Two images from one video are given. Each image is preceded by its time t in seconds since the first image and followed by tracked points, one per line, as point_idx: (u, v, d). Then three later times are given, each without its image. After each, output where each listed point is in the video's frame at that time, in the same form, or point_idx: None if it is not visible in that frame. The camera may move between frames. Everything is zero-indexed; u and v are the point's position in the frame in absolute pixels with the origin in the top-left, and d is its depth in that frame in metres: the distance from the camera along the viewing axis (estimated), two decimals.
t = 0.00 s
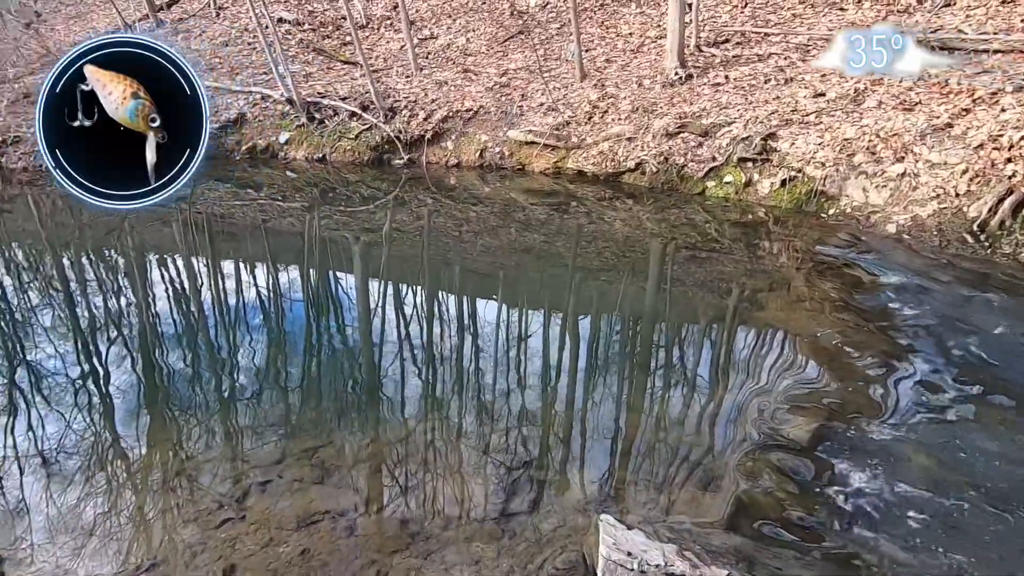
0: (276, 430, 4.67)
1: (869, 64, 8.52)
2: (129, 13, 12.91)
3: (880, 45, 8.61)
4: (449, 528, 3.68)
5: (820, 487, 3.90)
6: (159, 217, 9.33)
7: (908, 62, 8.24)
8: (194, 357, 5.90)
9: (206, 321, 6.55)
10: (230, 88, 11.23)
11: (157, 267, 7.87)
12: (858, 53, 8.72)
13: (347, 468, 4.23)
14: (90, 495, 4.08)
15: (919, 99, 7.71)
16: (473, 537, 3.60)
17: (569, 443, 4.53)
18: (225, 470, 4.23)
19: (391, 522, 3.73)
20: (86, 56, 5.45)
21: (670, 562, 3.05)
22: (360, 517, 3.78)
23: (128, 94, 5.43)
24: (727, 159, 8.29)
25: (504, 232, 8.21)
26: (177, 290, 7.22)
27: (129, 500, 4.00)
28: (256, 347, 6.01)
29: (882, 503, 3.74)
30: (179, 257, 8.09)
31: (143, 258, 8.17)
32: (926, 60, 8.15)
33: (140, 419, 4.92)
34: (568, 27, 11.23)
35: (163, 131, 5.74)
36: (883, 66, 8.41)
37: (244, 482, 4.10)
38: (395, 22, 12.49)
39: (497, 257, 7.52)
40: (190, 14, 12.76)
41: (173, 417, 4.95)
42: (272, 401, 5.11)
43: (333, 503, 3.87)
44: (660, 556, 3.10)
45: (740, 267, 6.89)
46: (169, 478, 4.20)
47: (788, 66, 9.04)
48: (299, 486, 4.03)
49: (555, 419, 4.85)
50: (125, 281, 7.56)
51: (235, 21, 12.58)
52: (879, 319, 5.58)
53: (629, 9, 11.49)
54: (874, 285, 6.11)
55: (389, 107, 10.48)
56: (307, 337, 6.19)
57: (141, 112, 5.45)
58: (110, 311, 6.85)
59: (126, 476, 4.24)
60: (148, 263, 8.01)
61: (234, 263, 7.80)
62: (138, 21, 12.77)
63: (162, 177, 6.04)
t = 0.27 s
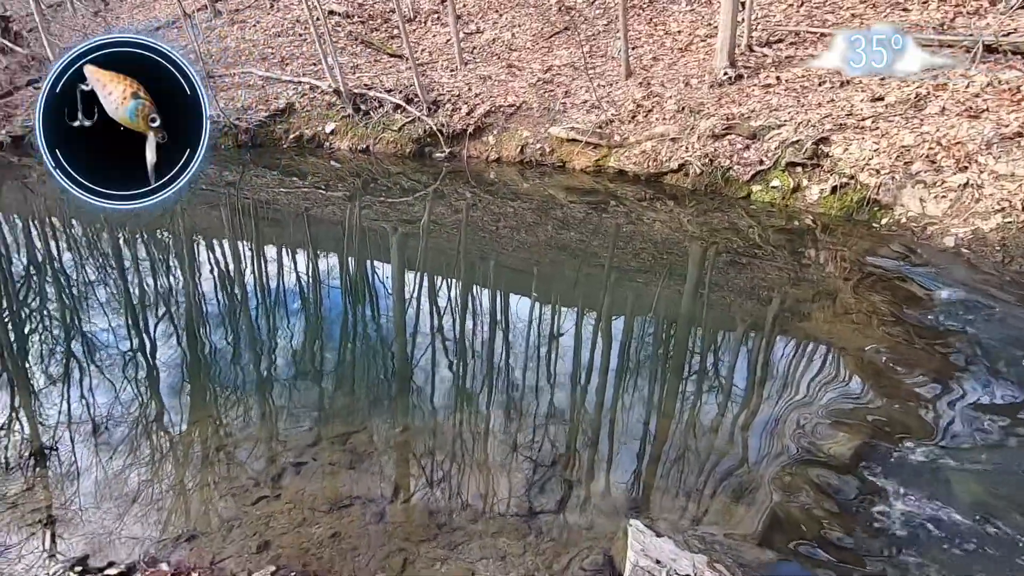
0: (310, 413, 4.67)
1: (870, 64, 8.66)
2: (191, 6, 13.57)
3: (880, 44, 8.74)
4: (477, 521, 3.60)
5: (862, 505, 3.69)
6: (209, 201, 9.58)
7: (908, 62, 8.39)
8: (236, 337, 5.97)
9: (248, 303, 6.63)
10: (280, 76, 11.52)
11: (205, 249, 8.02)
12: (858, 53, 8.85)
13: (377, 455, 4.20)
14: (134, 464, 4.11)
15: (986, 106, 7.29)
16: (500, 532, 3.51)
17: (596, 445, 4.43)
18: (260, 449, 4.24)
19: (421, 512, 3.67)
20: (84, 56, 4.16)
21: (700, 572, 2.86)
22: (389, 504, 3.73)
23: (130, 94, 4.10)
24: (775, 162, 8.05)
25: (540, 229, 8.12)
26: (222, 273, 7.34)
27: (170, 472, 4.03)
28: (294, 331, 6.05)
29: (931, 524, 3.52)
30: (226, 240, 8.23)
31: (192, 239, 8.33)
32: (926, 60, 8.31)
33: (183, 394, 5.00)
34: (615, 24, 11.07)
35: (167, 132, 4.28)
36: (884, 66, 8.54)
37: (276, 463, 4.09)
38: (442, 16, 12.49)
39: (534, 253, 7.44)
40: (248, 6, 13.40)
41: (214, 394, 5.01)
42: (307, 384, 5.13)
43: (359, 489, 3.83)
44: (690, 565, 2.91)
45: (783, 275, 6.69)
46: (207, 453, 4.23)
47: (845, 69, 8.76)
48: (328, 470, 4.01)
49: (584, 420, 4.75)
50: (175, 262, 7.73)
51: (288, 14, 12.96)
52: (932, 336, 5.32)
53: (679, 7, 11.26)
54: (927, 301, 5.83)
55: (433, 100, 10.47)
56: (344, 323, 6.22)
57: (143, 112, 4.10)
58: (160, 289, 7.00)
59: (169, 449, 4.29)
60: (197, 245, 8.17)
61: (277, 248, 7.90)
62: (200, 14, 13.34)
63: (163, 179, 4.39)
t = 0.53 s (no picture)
0: (330, 401, 4.67)
1: (870, 64, 8.74)
2: None
3: (880, 45, 8.82)
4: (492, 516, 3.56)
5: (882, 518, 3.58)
6: (240, 188, 9.70)
7: (908, 62, 8.46)
8: (262, 322, 6.00)
9: (274, 289, 6.66)
10: (313, 68, 11.57)
11: (235, 235, 8.10)
12: (859, 52, 8.93)
13: (395, 445, 4.18)
14: (161, 442, 4.16)
15: None
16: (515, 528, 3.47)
17: (613, 446, 4.36)
18: (282, 433, 4.25)
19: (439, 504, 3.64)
20: (85, 52, 3.05)
21: None
22: (407, 493, 3.70)
23: (131, 94, 3.10)
24: (808, 165, 7.88)
25: (565, 226, 8.03)
26: (251, 259, 7.40)
27: (195, 451, 4.08)
28: (318, 318, 6.07)
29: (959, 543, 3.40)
30: (256, 227, 8.29)
31: (222, 226, 8.42)
32: (926, 60, 8.39)
33: (210, 377, 5.05)
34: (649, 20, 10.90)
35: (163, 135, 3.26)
36: (884, 66, 8.63)
37: (296, 447, 4.09)
38: (474, 10, 12.41)
39: (558, 250, 7.37)
40: None
41: (239, 379, 5.04)
42: (329, 372, 5.14)
43: (376, 477, 3.81)
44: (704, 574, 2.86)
45: (812, 280, 6.53)
46: (230, 436, 4.25)
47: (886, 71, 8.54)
48: (347, 457, 4.00)
49: (603, 419, 4.68)
50: (205, 247, 7.81)
51: (322, 5, 13.01)
52: (968, 348, 5.14)
53: (714, 4, 11.05)
54: (963, 313, 5.64)
55: (462, 94, 10.42)
56: (367, 313, 6.21)
57: (141, 112, 3.11)
58: (190, 273, 7.07)
59: (195, 429, 4.33)
60: (228, 231, 8.26)
61: (303, 237, 7.93)
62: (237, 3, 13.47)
63: (162, 179, 3.29)
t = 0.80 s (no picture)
0: (341, 390, 4.67)
1: (870, 64, 8.69)
2: None
3: (880, 46, 8.78)
4: (497, 509, 3.53)
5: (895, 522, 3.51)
6: (254, 178, 9.72)
7: (908, 62, 8.40)
8: (274, 310, 6.01)
9: (288, 278, 6.66)
10: (329, 59, 11.57)
11: (249, 224, 8.12)
12: (858, 52, 8.88)
13: (403, 435, 4.16)
14: (175, 427, 4.14)
15: None
16: (521, 522, 3.43)
17: (621, 442, 4.32)
18: (292, 422, 4.25)
19: (447, 495, 3.61)
20: (85, 53, 3.31)
21: None
22: (413, 484, 3.68)
23: (131, 93, 3.29)
24: (826, 163, 7.76)
25: (577, 222, 7.98)
26: (265, 248, 7.41)
27: (208, 438, 4.06)
28: (330, 308, 6.07)
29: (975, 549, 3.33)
30: (270, 217, 8.31)
31: (238, 215, 8.43)
32: (925, 60, 8.33)
33: (223, 363, 5.06)
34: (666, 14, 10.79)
35: (167, 136, 3.40)
36: (883, 66, 8.58)
37: (306, 436, 4.08)
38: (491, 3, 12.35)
39: (570, 245, 7.32)
40: None
41: (252, 367, 5.04)
42: (340, 361, 5.13)
43: (384, 468, 3.79)
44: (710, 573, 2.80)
45: (827, 281, 6.44)
46: (241, 422, 4.25)
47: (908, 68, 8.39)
48: (355, 447, 3.99)
49: (611, 416, 4.64)
50: (221, 236, 7.83)
51: None
52: (986, 352, 5.04)
53: None
54: (982, 316, 5.53)
55: (477, 87, 10.38)
56: (378, 304, 6.20)
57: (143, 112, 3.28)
58: (205, 261, 7.11)
59: (208, 416, 4.32)
60: (242, 219, 8.28)
61: (317, 227, 7.94)
62: None
63: (162, 179, 3.43)
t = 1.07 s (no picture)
0: (347, 383, 4.66)
1: (868, 64, 8.64)
2: None
3: (879, 45, 8.72)
4: (501, 503, 3.52)
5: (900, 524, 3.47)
6: (263, 170, 9.73)
7: (908, 62, 8.33)
8: (282, 303, 6.01)
9: (296, 271, 6.66)
10: (339, 53, 11.55)
11: (258, 216, 8.13)
12: (859, 52, 8.82)
13: (408, 429, 4.16)
14: (183, 417, 4.15)
15: None
16: (524, 516, 3.41)
17: (627, 439, 4.29)
18: (298, 413, 4.24)
19: (451, 490, 3.60)
20: (86, 54, 3.35)
21: None
22: (416, 477, 3.67)
23: (131, 93, 3.31)
24: (837, 162, 7.69)
25: (585, 218, 7.94)
26: (274, 241, 7.41)
27: (216, 428, 4.06)
28: (337, 301, 6.07)
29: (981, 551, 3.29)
30: (278, 210, 8.31)
31: (247, 207, 8.44)
32: (926, 60, 8.25)
33: (231, 354, 5.06)
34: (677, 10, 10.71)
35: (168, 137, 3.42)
36: (882, 66, 8.52)
37: (312, 427, 4.08)
38: None
39: (577, 241, 7.30)
40: None
41: (260, 358, 5.05)
42: (347, 354, 5.13)
43: (389, 462, 3.78)
44: (711, 569, 2.77)
45: (836, 280, 6.39)
46: (249, 413, 4.26)
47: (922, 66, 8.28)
48: (360, 440, 3.98)
49: (615, 413, 4.62)
50: (230, 228, 7.85)
51: None
52: (996, 354, 4.99)
53: None
54: (993, 317, 5.47)
55: (486, 81, 10.32)
56: (385, 298, 6.20)
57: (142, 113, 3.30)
58: (214, 253, 7.12)
59: (216, 406, 4.33)
60: (251, 212, 8.29)
61: (325, 221, 7.94)
62: None
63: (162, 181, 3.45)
